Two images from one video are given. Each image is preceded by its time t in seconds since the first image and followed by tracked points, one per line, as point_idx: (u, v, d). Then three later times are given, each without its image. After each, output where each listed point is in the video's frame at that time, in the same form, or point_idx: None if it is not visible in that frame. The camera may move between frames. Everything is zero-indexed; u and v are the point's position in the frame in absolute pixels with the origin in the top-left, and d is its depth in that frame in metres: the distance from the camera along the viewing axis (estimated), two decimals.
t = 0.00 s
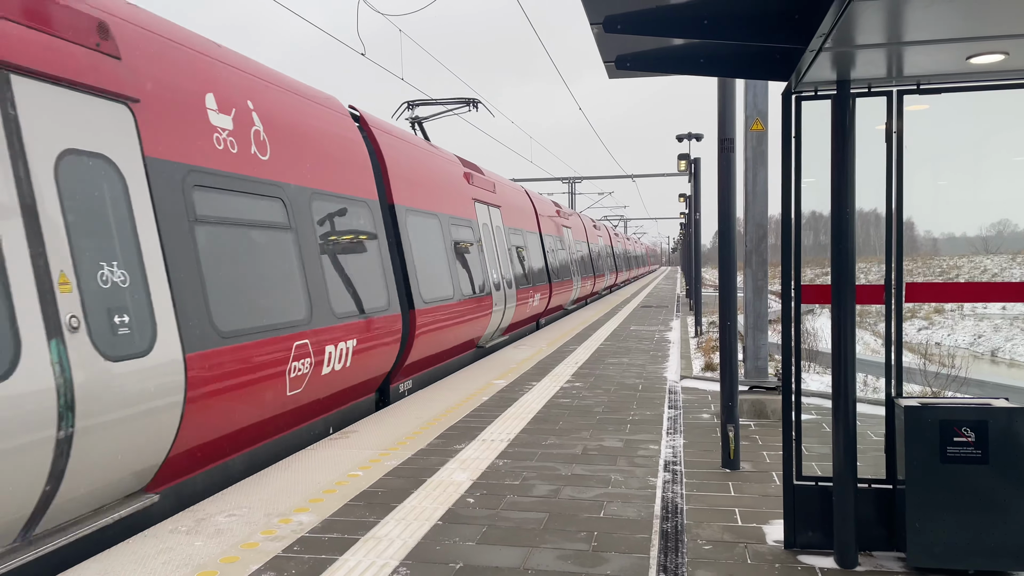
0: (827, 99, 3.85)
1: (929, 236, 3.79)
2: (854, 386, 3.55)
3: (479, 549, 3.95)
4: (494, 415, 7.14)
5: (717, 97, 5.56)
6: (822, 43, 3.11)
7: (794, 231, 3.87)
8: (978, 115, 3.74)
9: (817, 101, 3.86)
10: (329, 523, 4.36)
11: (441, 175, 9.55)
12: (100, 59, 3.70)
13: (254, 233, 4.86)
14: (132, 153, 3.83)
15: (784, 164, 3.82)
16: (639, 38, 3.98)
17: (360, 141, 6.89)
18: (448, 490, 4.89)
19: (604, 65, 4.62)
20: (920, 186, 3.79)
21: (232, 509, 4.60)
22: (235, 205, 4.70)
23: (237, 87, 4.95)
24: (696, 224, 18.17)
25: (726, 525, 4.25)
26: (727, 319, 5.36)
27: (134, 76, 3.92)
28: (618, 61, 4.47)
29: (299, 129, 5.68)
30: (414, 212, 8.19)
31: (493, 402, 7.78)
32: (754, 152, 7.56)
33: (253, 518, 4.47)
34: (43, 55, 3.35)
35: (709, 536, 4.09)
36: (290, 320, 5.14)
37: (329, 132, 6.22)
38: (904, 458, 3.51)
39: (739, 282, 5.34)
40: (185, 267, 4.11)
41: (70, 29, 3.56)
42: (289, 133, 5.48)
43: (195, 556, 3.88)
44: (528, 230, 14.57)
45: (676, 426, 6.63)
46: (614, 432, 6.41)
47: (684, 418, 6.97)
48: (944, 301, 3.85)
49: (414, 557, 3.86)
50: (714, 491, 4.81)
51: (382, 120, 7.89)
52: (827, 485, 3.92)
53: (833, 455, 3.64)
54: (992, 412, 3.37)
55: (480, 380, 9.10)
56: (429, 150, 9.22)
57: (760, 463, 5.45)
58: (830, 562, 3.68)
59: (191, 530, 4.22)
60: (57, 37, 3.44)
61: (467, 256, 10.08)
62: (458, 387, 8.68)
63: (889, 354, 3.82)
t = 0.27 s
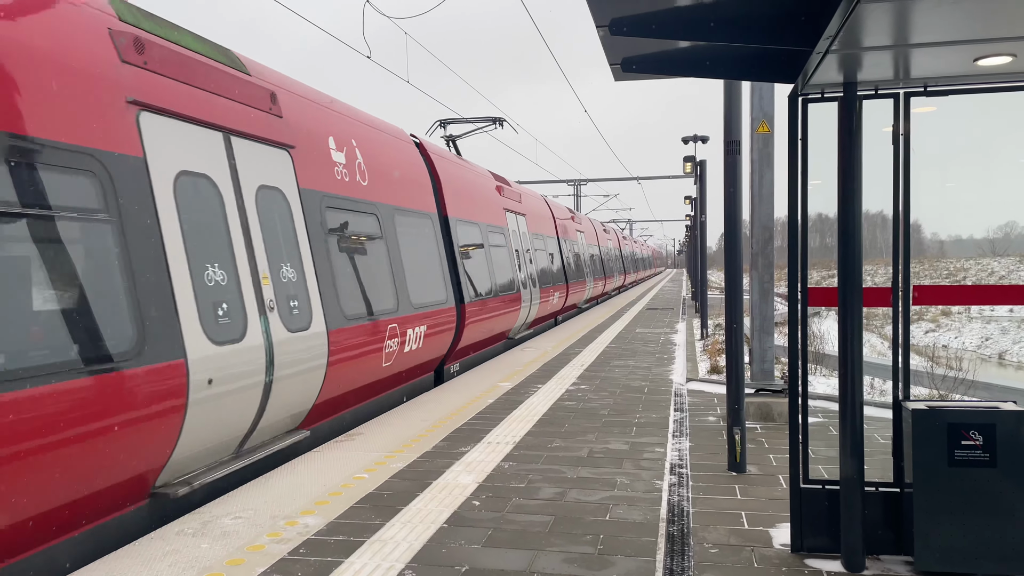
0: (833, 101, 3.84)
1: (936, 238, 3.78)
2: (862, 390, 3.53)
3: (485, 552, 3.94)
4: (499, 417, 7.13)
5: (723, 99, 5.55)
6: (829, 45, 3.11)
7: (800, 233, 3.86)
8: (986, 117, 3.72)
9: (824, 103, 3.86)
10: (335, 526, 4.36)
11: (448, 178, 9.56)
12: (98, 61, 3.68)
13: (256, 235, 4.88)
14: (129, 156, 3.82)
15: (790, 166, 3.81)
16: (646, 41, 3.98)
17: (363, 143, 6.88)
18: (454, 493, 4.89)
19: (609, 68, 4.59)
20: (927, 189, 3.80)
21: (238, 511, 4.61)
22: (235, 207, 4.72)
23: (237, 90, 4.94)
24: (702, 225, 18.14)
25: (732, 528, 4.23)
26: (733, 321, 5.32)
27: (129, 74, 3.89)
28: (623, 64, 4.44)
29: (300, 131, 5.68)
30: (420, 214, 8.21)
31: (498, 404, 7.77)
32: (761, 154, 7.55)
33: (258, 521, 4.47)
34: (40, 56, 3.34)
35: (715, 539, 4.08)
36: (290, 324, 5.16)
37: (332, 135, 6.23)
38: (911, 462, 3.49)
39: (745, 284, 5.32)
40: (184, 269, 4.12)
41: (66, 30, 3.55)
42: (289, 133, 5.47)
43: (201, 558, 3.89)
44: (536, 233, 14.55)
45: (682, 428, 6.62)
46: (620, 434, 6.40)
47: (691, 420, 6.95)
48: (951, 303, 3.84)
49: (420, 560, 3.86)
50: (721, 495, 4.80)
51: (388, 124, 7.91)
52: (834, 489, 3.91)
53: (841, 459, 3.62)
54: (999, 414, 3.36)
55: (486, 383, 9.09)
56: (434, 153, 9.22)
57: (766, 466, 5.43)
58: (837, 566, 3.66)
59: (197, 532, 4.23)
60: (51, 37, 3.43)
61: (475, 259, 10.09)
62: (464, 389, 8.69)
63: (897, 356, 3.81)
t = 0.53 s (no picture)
0: (837, 105, 3.85)
1: (941, 241, 3.76)
2: (867, 394, 3.52)
3: (489, 556, 3.94)
4: (503, 420, 7.13)
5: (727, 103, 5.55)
6: (833, 49, 3.11)
7: (804, 236, 3.86)
8: (991, 121, 3.71)
9: (828, 106, 3.86)
10: (339, 529, 4.36)
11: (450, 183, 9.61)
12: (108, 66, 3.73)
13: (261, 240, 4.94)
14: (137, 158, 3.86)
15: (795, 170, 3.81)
16: (650, 45, 3.99)
17: (365, 146, 6.90)
18: (458, 496, 4.89)
19: (614, 71, 4.60)
20: (932, 191, 3.79)
21: (242, 514, 4.62)
22: (241, 210, 4.79)
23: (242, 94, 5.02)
24: (706, 228, 18.11)
25: (737, 532, 4.22)
26: (737, 324, 5.33)
27: (134, 76, 3.90)
28: (628, 67, 4.44)
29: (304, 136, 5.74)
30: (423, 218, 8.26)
31: (502, 407, 7.77)
32: (765, 158, 7.54)
33: (263, 524, 4.48)
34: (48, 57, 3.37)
35: (720, 543, 4.07)
36: (295, 327, 5.22)
37: (335, 139, 6.26)
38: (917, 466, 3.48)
39: (750, 287, 5.32)
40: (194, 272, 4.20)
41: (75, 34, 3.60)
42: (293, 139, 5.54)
43: (206, 562, 3.90)
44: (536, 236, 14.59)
45: (687, 432, 6.60)
46: (624, 438, 6.39)
47: (695, 424, 6.93)
48: (957, 306, 3.82)
49: (424, 563, 3.86)
50: (726, 498, 4.79)
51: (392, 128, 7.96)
52: (839, 493, 3.90)
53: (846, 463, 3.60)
54: (1005, 419, 3.34)
55: (489, 386, 9.07)
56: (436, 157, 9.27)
57: (771, 470, 5.41)
58: (843, 570, 3.65)
59: (201, 535, 4.24)
60: (60, 39, 3.48)
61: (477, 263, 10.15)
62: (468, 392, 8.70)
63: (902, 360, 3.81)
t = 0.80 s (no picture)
0: (840, 108, 3.85)
1: (944, 244, 3.77)
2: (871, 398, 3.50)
3: (492, 560, 3.93)
4: (506, 424, 7.12)
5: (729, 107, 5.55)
6: (836, 52, 3.11)
7: (807, 240, 3.85)
8: (994, 124, 3.71)
9: (831, 110, 3.87)
10: (341, 533, 4.36)
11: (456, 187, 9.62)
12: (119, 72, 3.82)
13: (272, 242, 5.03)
14: (155, 162, 3.96)
15: (798, 174, 3.80)
16: (653, 49, 3.99)
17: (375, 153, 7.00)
18: (460, 501, 4.88)
19: (616, 75, 4.61)
20: (936, 195, 3.78)
21: (244, 519, 4.62)
22: (256, 215, 4.87)
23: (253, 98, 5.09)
24: (709, 232, 18.09)
25: (740, 537, 4.21)
26: (740, 328, 5.29)
27: (148, 84, 3.99)
28: (630, 71, 4.45)
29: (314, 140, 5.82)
30: (429, 223, 8.30)
31: (505, 411, 7.76)
32: (768, 161, 7.54)
33: (266, 528, 4.48)
34: (67, 66, 3.48)
35: (724, 548, 4.06)
36: (307, 330, 5.29)
37: (344, 145, 6.35)
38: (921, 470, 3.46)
39: (752, 291, 5.31)
40: (215, 272, 4.31)
41: (93, 42, 3.70)
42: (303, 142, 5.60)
43: (209, 566, 3.90)
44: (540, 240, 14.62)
45: (690, 436, 6.59)
46: (627, 442, 6.38)
47: (698, 428, 6.92)
48: (960, 310, 3.81)
49: (426, 568, 3.85)
50: (728, 503, 4.77)
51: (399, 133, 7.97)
52: (843, 497, 3.88)
53: (850, 468, 3.59)
54: (1010, 423, 3.32)
55: (492, 390, 9.07)
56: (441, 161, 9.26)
57: (774, 474, 5.40)
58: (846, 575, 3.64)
59: (204, 540, 4.24)
60: (77, 48, 3.56)
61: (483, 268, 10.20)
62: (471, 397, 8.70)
63: (906, 364, 3.78)
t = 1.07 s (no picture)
0: (840, 113, 3.86)
1: (946, 248, 3.76)
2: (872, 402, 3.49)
3: (492, 564, 3.93)
4: (507, 429, 7.12)
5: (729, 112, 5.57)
6: (835, 57, 3.11)
7: (808, 244, 3.85)
8: (994, 129, 3.71)
9: (831, 114, 3.87)
10: (342, 537, 4.35)
11: (458, 192, 9.70)
12: (234, 116, 4.66)
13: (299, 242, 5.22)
14: (230, 171, 4.47)
15: (799, 177, 3.80)
16: (654, 53, 4.00)
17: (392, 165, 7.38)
18: (461, 505, 4.88)
19: (617, 80, 4.62)
20: (937, 199, 3.78)
21: (244, 522, 4.62)
22: (294, 224, 5.20)
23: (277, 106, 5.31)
24: (710, 236, 18.09)
25: (741, 541, 4.20)
26: (741, 333, 5.29)
27: (207, 113, 4.39)
28: (631, 75, 4.45)
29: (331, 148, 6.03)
30: (439, 230, 8.63)
31: (506, 415, 7.76)
32: (768, 165, 7.54)
33: (266, 532, 4.48)
34: (199, 114, 4.33)
35: (725, 552, 4.05)
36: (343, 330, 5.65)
37: (367, 158, 6.76)
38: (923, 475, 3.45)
39: (753, 296, 5.31)
40: (269, 277, 4.67)
41: (204, 78, 4.47)
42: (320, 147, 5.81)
43: (209, 570, 3.90)
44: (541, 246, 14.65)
45: (691, 440, 6.58)
46: (628, 446, 6.37)
47: (699, 432, 6.91)
48: (962, 315, 3.82)
49: (427, 572, 3.85)
50: (729, 507, 4.77)
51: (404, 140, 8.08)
52: (844, 502, 3.88)
53: (851, 473, 3.57)
54: (1012, 427, 3.32)
55: (492, 394, 9.06)
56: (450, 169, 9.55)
57: (775, 478, 5.39)
58: None
59: (205, 544, 4.24)
60: (168, 84, 4.24)
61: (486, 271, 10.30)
62: (471, 401, 8.67)
63: (907, 368, 3.77)
